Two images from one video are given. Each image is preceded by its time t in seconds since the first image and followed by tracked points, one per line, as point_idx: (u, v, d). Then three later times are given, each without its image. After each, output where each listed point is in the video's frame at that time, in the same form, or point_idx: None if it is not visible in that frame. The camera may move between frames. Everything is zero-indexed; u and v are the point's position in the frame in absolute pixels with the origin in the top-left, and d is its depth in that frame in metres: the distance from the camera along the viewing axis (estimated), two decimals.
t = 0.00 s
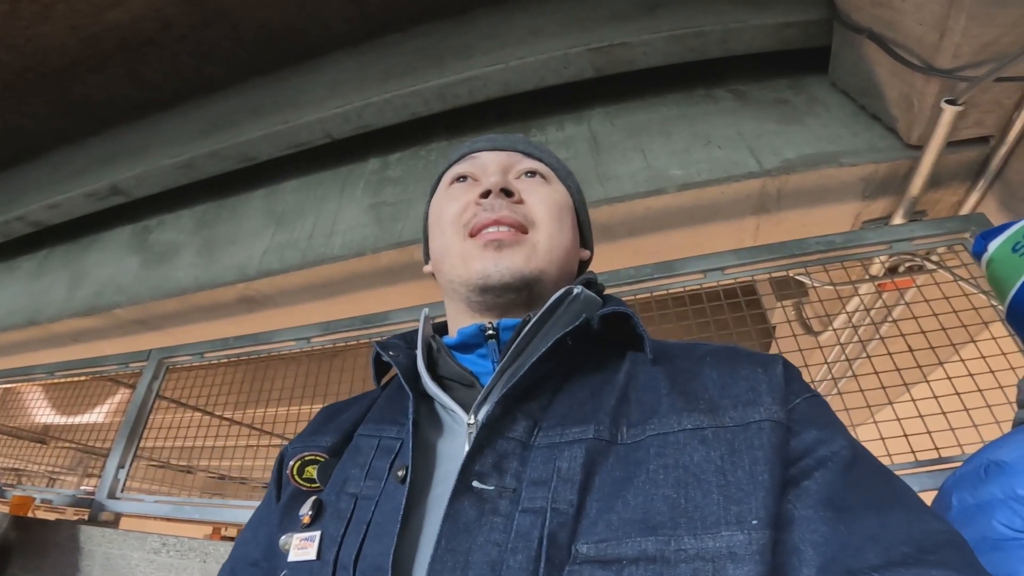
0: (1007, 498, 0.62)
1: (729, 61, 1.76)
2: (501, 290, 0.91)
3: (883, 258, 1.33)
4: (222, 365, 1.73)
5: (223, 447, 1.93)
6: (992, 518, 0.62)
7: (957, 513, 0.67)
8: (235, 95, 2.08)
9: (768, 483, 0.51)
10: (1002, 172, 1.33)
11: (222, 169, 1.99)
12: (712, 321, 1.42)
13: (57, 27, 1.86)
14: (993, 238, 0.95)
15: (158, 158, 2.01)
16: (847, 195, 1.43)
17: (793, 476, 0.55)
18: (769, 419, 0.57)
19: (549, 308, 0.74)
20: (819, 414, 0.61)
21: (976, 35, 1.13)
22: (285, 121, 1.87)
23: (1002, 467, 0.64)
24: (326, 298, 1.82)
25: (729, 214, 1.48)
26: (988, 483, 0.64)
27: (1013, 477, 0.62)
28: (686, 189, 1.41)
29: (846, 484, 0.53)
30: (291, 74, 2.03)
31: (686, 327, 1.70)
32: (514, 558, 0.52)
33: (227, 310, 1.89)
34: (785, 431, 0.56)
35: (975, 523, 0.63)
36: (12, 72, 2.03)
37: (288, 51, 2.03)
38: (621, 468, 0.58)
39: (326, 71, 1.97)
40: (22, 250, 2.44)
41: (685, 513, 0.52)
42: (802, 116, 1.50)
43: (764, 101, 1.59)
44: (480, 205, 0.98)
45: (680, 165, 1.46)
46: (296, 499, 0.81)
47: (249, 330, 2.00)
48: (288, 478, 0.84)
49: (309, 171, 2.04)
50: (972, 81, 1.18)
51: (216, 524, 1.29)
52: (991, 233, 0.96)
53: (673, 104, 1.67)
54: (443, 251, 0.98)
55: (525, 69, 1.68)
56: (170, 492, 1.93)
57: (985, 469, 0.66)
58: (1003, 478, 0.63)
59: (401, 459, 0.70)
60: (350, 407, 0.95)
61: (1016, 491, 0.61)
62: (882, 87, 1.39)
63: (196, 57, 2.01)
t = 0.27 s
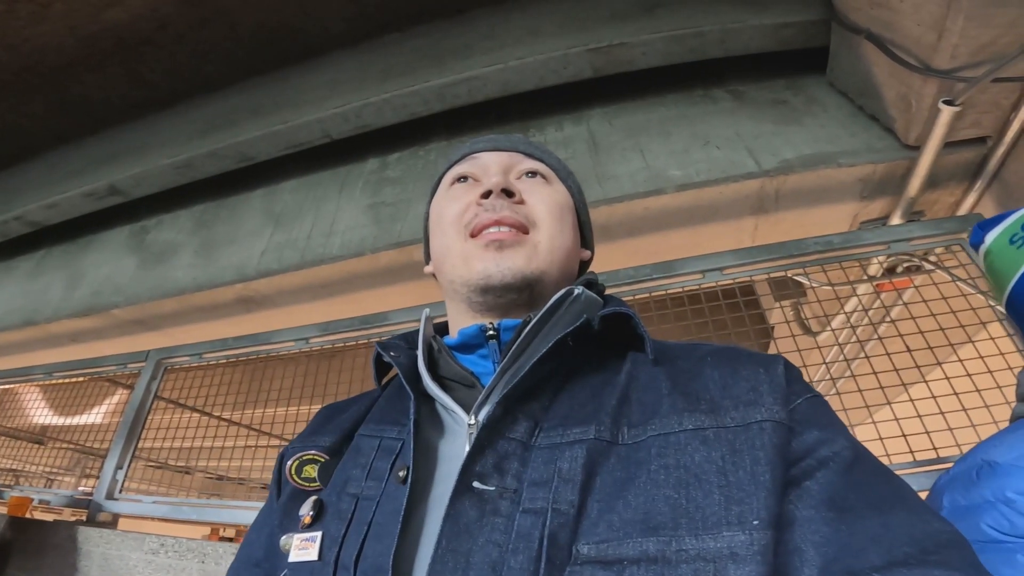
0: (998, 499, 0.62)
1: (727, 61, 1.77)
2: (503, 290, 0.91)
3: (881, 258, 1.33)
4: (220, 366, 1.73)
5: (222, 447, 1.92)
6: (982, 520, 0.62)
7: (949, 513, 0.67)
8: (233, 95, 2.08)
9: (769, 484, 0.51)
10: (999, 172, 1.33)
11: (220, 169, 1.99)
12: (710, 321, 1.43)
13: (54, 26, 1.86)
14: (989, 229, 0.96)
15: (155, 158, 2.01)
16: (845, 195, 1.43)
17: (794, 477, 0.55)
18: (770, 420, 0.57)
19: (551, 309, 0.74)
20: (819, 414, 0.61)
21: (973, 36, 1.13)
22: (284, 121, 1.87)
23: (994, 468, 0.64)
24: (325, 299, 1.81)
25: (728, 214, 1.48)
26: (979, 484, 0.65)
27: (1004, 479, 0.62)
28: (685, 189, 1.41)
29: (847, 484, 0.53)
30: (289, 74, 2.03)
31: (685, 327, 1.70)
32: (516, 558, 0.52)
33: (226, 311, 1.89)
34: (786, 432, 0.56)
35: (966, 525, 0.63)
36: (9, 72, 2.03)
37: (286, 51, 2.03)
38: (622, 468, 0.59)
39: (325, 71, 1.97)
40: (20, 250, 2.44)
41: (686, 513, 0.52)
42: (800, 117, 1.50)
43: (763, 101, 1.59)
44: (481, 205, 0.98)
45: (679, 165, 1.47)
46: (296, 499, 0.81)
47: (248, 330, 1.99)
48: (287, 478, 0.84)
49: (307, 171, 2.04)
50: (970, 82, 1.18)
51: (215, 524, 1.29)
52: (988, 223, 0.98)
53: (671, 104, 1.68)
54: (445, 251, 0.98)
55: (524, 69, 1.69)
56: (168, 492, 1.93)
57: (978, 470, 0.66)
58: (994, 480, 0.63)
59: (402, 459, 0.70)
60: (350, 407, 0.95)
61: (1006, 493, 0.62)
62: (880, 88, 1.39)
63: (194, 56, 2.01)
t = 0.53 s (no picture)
0: (989, 500, 0.62)
1: (725, 62, 1.77)
2: (503, 290, 0.91)
3: (879, 258, 1.33)
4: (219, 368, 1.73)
5: (222, 450, 1.92)
6: (973, 521, 0.62)
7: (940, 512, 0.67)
8: (231, 97, 2.08)
9: (766, 485, 0.51)
10: (996, 172, 1.33)
11: (219, 172, 1.99)
12: (709, 322, 1.43)
13: (52, 29, 1.86)
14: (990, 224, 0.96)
15: (154, 161, 2.01)
16: (843, 195, 1.43)
17: (791, 478, 0.55)
18: (768, 421, 0.57)
19: (549, 309, 0.74)
20: (818, 416, 0.61)
21: (968, 35, 1.13)
22: (282, 123, 1.87)
23: (987, 469, 0.65)
24: (324, 301, 1.82)
25: (726, 214, 1.48)
26: (972, 485, 0.65)
27: (996, 480, 0.63)
28: (683, 190, 1.41)
29: (844, 486, 0.53)
30: (288, 76, 2.03)
31: (684, 327, 1.70)
32: (511, 557, 0.52)
33: (225, 313, 1.89)
34: (784, 433, 0.56)
35: (958, 525, 0.64)
36: (7, 75, 2.03)
37: (284, 53, 2.03)
38: (619, 469, 0.59)
39: (323, 73, 1.98)
40: (19, 253, 2.44)
41: (682, 514, 0.52)
42: (797, 117, 1.50)
43: (760, 101, 1.59)
44: (481, 205, 0.98)
45: (677, 165, 1.47)
46: (295, 497, 0.81)
47: (247, 333, 2.00)
48: (285, 477, 0.84)
49: (306, 173, 2.04)
50: (965, 81, 1.18)
51: (214, 526, 1.29)
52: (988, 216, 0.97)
53: (669, 105, 1.68)
54: (445, 250, 0.98)
55: (521, 70, 1.69)
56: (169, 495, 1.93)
57: (971, 471, 0.67)
58: (986, 480, 0.64)
59: (400, 458, 0.70)
60: (349, 406, 0.95)
61: (998, 493, 0.62)
62: (876, 88, 1.39)
63: (192, 59, 2.02)
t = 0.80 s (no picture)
0: (991, 500, 0.62)
1: (724, 62, 1.77)
2: (515, 295, 0.91)
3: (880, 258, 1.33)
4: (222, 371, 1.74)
5: (225, 452, 1.93)
6: (976, 521, 0.62)
7: (941, 514, 0.67)
8: (232, 100, 2.09)
9: (758, 486, 0.51)
10: (996, 171, 1.33)
11: (220, 175, 2.00)
12: (709, 323, 1.42)
13: (53, 33, 1.88)
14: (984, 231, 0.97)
15: (155, 164, 2.02)
16: (843, 195, 1.43)
17: (786, 479, 0.55)
18: (762, 423, 0.57)
19: (545, 311, 0.74)
20: (813, 418, 0.61)
21: (966, 34, 1.13)
22: (282, 126, 1.88)
23: (986, 469, 0.64)
24: (326, 303, 1.82)
25: (726, 215, 1.48)
26: (973, 485, 0.65)
27: (996, 479, 0.62)
28: (683, 191, 1.41)
29: (838, 487, 0.53)
30: (288, 79, 2.04)
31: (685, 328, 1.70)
32: (505, 557, 0.52)
33: (228, 316, 1.90)
34: (778, 434, 0.56)
35: (960, 526, 0.63)
36: (10, 79, 2.05)
37: (284, 56, 2.04)
38: (614, 470, 0.59)
39: (323, 76, 1.98)
40: (22, 256, 2.46)
41: (675, 515, 0.52)
42: (796, 117, 1.50)
43: (759, 102, 1.59)
44: (499, 207, 0.98)
45: (676, 166, 1.47)
46: (292, 497, 0.81)
47: (249, 335, 2.00)
48: (285, 477, 0.85)
49: (307, 176, 2.05)
50: (963, 81, 1.18)
51: (217, 527, 1.30)
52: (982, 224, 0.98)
53: (668, 105, 1.68)
54: (458, 249, 0.97)
55: (520, 72, 1.69)
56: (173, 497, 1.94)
57: (971, 471, 0.66)
58: (986, 480, 0.63)
59: (395, 459, 0.71)
60: (347, 406, 0.95)
61: (999, 493, 0.61)
62: (875, 87, 1.39)
63: (193, 62, 2.03)
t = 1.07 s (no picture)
0: (996, 496, 0.62)
1: (724, 63, 1.77)
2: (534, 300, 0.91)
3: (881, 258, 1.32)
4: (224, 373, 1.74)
5: (228, 453, 1.93)
6: (981, 518, 0.62)
7: (947, 511, 0.67)
8: (233, 102, 2.10)
9: (752, 485, 0.51)
10: (997, 171, 1.32)
11: (221, 176, 2.01)
12: (710, 324, 1.42)
13: (55, 35, 1.89)
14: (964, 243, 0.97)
15: (156, 166, 2.03)
16: (843, 195, 1.43)
17: (780, 479, 0.55)
18: (755, 423, 0.57)
19: (541, 311, 0.74)
20: (807, 419, 0.61)
21: (965, 33, 1.13)
22: (283, 128, 1.89)
23: (989, 465, 0.64)
24: (327, 305, 1.83)
25: (726, 215, 1.48)
26: (977, 482, 0.64)
27: (998, 474, 0.62)
28: (684, 191, 1.41)
29: (832, 487, 0.53)
30: (289, 81, 2.05)
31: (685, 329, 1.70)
32: (500, 556, 0.52)
33: (229, 317, 1.90)
34: (771, 434, 0.56)
35: (966, 522, 0.63)
36: (12, 81, 2.06)
37: (285, 58, 2.05)
38: (608, 470, 0.59)
39: (323, 77, 1.99)
40: (25, 258, 2.47)
41: (669, 514, 0.52)
42: (796, 117, 1.50)
43: (759, 102, 1.59)
44: (531, 211, 0.98)
45: (675, 167, 1.47)
46: (289, 499, 0.82)
47: (250, 337, 2.01)
48: (282, 479, 0.85)
49: (308, 178, 2.06)
50: (963, 81, 1.17)
51: (218, 528, 1.30)
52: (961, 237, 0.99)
53: (668, 106, 1.68)
54: (483, 245, 0.96)
55: (519, 74, 1.69)
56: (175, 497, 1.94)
57: (974, 467, 0.66)
58: (990, 477, 0.63)
59: (391, 460, 0.71)
60: (345, 408, 0.95)
61: (1003, 488, 0.61)
62: (875, 87, 1.39)
63: (194, 64, 2.04)
